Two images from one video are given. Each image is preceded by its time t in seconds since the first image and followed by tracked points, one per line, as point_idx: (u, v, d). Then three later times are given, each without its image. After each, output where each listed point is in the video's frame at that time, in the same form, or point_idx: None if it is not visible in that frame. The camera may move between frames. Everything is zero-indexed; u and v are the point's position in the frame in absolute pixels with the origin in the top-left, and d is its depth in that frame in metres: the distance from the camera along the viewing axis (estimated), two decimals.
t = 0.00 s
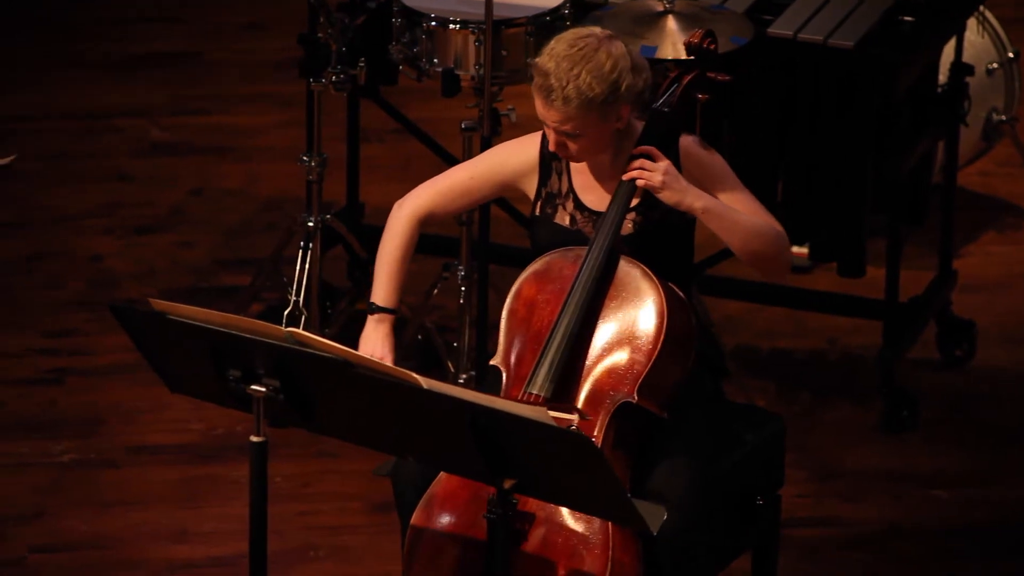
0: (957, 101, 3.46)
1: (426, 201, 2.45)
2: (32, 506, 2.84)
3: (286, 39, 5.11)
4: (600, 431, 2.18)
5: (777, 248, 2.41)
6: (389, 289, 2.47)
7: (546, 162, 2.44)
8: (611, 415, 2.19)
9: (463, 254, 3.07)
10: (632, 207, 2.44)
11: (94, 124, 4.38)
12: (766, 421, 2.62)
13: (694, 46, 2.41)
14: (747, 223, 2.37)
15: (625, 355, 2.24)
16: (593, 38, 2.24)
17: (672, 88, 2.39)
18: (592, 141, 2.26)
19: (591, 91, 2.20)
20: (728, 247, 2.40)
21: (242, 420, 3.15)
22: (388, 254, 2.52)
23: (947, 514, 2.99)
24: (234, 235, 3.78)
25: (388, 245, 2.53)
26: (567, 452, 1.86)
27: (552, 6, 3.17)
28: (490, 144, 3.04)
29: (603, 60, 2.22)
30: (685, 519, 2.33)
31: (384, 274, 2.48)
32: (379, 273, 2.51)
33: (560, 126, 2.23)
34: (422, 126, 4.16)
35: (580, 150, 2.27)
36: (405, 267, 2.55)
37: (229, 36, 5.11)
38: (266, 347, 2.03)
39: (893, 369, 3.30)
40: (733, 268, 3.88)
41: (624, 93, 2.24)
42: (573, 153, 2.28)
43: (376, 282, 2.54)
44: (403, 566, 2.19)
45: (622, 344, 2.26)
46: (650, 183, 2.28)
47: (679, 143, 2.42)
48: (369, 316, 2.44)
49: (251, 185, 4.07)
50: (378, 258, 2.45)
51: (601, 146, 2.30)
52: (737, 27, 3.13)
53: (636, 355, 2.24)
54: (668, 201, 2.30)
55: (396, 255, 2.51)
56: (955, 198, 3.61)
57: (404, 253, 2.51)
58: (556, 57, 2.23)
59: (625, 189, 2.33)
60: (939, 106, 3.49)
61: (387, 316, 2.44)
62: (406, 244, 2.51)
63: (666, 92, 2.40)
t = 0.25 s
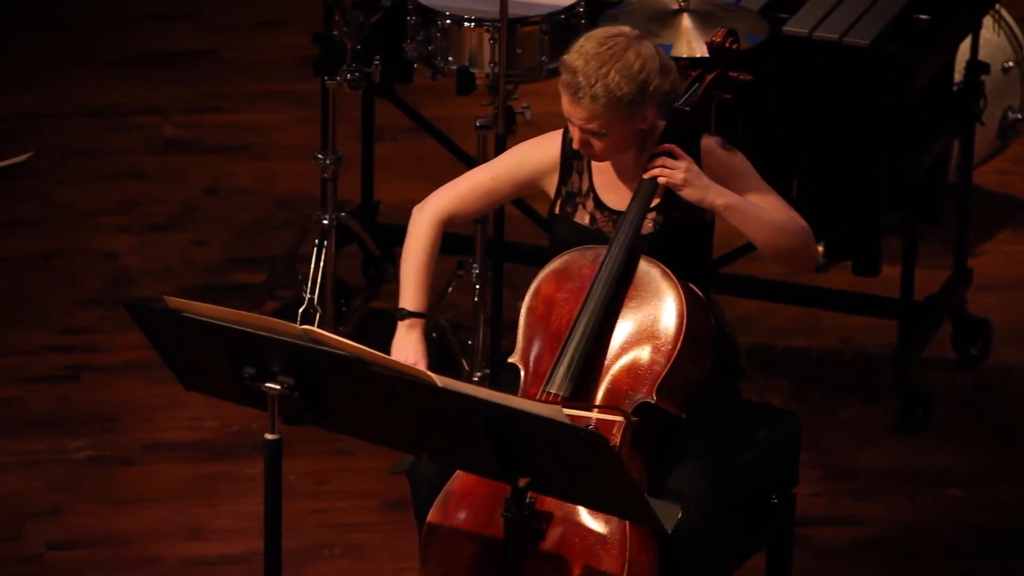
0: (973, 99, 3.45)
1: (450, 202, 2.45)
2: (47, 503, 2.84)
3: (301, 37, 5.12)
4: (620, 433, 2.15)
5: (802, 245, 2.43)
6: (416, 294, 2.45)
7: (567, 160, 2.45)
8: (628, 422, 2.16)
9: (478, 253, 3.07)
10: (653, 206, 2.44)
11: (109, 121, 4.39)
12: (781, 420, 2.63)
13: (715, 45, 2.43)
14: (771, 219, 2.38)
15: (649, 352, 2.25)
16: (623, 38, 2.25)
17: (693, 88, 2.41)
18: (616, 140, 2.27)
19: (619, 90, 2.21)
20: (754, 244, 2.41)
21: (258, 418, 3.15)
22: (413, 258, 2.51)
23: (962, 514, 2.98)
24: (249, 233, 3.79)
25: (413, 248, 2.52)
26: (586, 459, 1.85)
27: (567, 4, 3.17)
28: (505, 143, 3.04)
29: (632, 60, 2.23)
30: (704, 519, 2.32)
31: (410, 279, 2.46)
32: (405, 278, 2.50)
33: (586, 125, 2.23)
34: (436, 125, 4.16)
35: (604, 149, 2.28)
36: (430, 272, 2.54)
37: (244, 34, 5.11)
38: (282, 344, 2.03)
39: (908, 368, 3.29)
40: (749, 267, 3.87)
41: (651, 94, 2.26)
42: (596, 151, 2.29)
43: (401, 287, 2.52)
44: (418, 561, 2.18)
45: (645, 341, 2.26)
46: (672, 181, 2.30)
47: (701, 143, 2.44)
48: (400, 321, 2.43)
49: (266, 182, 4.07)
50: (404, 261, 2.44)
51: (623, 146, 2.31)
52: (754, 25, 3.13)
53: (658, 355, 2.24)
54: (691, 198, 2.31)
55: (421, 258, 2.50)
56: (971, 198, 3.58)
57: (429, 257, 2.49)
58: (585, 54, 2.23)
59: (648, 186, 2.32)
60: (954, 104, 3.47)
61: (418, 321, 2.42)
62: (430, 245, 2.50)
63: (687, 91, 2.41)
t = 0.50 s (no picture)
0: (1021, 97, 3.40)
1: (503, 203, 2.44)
2: (94, 498, 2.86)
3: (345, 34, 5.13)
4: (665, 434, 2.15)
5: (857, 235, 2.41)
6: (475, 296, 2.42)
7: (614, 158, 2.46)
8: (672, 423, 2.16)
9: (522, 251, 3.07)
10: (700, 206, 2.44)
11: (155, 119, 4.42)
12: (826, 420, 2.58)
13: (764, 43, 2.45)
14: (822, 211, 2.38)
15: (699, 349, 2.23)
16: (678, 31, 2.26)
17: (742, 86, 2.42)
18: (667, 134, 2.27)
19: (674, 81, 2.21)
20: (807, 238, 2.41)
21: (303, 415, 3.17)
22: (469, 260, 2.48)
23: (1010, 515, 2.96)
24: (293, 230, 3.80)
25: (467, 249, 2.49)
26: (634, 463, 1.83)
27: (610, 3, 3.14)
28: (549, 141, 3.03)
29: (688, 52, 2.24)
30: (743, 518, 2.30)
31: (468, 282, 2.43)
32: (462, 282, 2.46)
33: (638, 116, 2.23)
34: (480, 122, 4.17)
35: (654, 142, 2.28)
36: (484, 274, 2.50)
37: (288, 32, 5.13)
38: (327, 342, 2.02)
39: (955, 368, 3.27)
40: (793, 266, 3.86)
41: (704, 88, 2.26)
42: (647, 145, 2.28)
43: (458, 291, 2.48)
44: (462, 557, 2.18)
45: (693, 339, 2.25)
46: (720, 177, 2.29)
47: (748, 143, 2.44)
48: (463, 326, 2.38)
49: (310, 180, 4.08)
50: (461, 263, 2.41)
51: (672, 142, 2.31)
52: (799, 24, 3.11)
53: (705, 355, 2.23)
54: (740, 194, 2.31)
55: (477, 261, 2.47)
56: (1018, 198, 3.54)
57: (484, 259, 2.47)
58: (640, 46, 2.24)
59: (695, 183, 2.33)
60: (1002, 104, 3.43)
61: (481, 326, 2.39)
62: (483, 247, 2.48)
63: (735, 90, 2.42)
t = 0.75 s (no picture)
0: None
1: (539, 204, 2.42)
2: (122, 496, 2.87)
3: (375, 34, 5.14)
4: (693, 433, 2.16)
5: (892, 218, 2.41)
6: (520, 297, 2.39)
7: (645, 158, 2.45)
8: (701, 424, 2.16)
9: (550, 251, 3.07)
10: (730, 202, 2.42)
11: (183, 117, 4.43)
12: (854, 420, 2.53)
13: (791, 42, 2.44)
14: (856, 196, 2.37)
15: (730, 347, 2.22)
16: (712, 19, 2.25)
17: (770, 85, 2.41)
18: (699, 121, 2.25)
19: (708, 65, 2.20)
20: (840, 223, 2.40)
21: (330, 413, 3.17)
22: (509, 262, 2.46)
23: None
24: (321, 229, 3.81)
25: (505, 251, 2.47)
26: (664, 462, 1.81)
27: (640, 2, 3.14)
28: (578, 140, 3.03)
29: (722, 38, 2.23)
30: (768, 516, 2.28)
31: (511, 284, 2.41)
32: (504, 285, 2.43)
33: (670, 100, 2.21)
34: (509, 121, 4.17)
35: (686, 131, 2.26)
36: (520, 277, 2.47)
37: (317, 31, 5.14)
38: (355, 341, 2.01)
39: (984, 369, 3.25)
40: (821, 266, 3.84)
41: (738, 74, 2.24)
42: (678, 132, 2.26)
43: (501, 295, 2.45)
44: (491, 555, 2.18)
45: (724, 337, 2.24)
46: (752, 168, 2.29)
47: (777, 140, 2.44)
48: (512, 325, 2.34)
49: (338, 178, 4.09)
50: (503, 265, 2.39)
51: (703, 132, 2.29)
52: (829, 23, 3.11)
53: (734, 355, 2.21)
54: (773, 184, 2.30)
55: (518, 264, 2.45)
56: None
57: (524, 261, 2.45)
58: (674, 31, 2.23)
59: (725, 178, 2.31)
60: None
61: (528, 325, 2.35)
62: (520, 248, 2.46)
63: (764, 89, 2.41)
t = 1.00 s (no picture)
0: None
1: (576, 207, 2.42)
2: (148, 496, 2.88)
3: (401, 33, 5.15)
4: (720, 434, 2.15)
5: (920, 211, 2.42)
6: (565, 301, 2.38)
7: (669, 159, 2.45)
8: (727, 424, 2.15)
9: (578, 251, 3.07)
10: (755, 203, 2.40)
11: (209, 116, 4.44)
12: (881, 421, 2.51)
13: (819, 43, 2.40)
14: (885, 187, 2.38)
15: (756, 347, 2.21)
16: (733, 22, 2.24)
17: (796, 86, 2.41)
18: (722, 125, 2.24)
19: (730, 70, 2.19)
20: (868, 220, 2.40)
21: (356, 413, 3.18)
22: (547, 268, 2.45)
23: None
24: (347, 229, 3.81)
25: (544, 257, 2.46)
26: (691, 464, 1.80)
27: (667, 2, 3.14)
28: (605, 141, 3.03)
29: (743, 42, 2.21)
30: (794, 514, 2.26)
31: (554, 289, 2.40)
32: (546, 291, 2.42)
33: (693, 106, 2.21)
34: (535, 121, 4.17)
35: (710, 135, 2.25)
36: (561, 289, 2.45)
37: (345, 31, 5.16)
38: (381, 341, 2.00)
39: (1011, 370, 3.24)
40: (848, 267, 3.84)
41: (761, 77, 2.23)
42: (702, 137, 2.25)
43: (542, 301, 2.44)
44: (516, 556, 2.18)
45: (751, 337, 2.23)
46: (783, 158, 2.30)
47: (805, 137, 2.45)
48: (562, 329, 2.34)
49: (365, 178, 4.10)
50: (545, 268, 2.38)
51: (728, 135, 2.28)
52: (856, 24, 3.10)
53: (761, 355, 2.21)
54: (804, 174, 2.32)
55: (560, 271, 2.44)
56: None
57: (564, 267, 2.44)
58: (695, 36, 2.22)
59: (752, 180, 2.31)
60: None
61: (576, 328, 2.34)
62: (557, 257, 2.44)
63: (791, 89, 2.41)
